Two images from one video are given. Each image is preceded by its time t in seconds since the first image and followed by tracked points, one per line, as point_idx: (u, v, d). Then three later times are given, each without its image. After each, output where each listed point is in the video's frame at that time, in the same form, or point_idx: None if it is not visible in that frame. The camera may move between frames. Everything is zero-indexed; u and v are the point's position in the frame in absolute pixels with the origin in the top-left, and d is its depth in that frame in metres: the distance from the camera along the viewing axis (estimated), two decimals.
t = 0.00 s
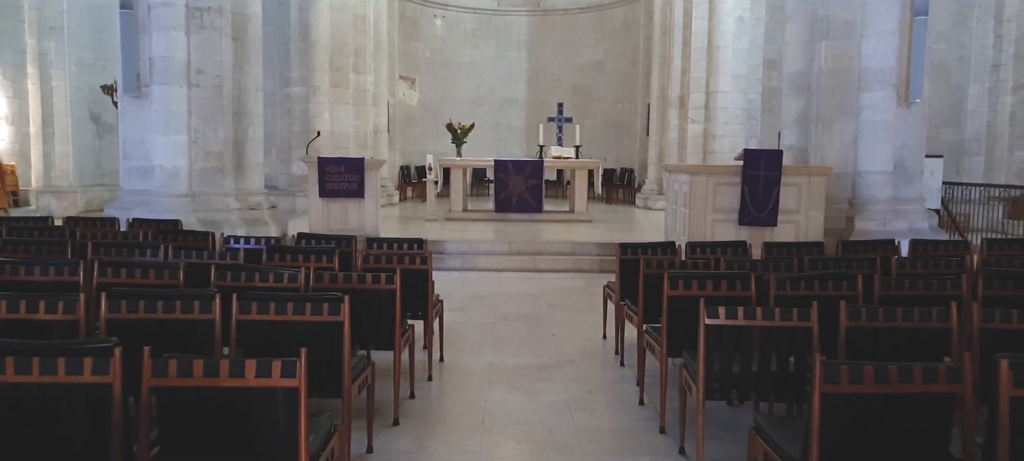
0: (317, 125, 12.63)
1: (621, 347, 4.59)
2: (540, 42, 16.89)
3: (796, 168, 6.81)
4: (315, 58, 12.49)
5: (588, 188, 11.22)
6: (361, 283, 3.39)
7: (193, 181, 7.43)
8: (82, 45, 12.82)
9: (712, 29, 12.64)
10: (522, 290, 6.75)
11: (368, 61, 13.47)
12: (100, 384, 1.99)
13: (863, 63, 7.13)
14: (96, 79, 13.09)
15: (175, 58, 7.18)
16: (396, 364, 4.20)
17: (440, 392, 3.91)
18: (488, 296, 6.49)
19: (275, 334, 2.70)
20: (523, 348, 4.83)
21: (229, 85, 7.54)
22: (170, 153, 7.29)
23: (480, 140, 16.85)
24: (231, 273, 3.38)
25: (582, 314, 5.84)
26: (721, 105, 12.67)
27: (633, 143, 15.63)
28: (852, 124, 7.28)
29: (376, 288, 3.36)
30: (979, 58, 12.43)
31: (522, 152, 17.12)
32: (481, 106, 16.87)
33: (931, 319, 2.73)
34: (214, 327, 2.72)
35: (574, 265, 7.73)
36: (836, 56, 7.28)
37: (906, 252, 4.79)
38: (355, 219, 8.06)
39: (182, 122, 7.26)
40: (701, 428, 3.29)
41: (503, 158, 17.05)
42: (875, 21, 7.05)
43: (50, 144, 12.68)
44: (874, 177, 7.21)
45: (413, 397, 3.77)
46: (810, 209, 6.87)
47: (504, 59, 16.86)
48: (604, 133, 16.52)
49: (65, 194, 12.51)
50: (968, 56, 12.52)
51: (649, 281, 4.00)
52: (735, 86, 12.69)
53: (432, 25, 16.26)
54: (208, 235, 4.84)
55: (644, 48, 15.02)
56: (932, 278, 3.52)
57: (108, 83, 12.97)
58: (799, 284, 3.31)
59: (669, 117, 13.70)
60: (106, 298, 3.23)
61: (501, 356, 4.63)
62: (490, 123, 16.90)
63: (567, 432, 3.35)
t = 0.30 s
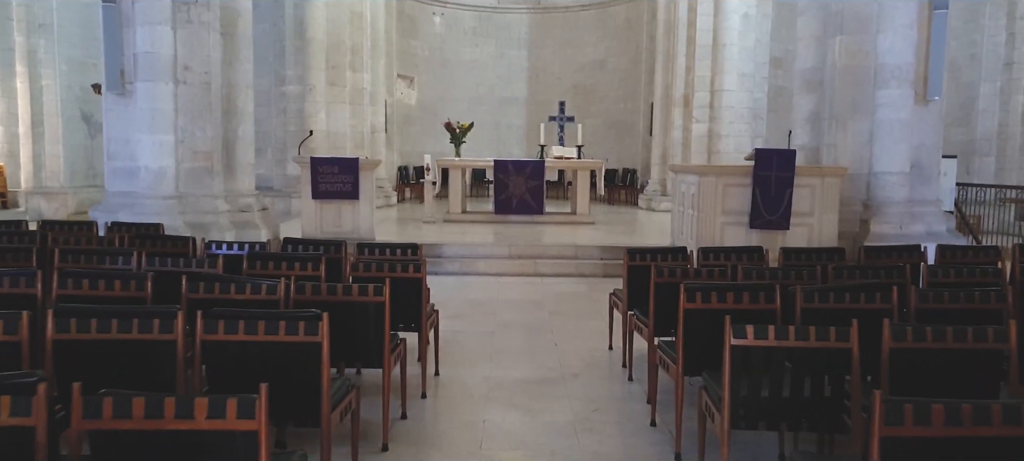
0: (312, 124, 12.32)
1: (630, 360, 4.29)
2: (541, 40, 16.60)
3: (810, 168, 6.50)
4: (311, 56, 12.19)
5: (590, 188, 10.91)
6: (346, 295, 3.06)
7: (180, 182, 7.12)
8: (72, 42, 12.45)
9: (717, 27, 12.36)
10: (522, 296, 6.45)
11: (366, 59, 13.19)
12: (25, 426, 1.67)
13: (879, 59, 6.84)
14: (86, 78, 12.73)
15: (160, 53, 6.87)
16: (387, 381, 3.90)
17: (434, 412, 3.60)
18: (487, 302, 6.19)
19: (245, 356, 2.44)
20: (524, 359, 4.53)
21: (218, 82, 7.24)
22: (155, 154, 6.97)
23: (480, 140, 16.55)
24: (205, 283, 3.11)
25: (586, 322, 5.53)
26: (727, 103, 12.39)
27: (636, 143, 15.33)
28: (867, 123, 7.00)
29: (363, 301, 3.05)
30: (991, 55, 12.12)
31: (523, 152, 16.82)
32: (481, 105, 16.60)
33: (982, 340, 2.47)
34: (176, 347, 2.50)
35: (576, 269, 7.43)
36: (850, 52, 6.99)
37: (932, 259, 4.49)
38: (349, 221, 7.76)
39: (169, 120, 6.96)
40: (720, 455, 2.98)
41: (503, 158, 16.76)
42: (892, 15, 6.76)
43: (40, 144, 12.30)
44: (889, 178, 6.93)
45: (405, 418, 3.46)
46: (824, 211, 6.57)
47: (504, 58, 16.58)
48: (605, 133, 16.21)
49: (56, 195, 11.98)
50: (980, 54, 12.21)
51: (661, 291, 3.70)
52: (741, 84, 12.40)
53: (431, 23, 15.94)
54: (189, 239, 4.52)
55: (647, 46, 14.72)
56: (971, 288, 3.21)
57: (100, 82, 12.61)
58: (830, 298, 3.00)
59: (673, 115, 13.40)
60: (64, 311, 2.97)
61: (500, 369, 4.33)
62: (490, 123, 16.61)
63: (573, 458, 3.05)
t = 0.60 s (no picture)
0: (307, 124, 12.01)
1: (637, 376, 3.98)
2: (542, 38, 16.30)
3: (822, 168, 6.20)
4: (306, 54, 11.89)
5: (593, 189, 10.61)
6: (324, 313, 2.79)
7: (165, 184, 6.81)
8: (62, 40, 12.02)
9: (723, 23, 12.07)
10: (523, 303, 6.14)
11: (363, 57, 12.91)
12: None
13: (896, 54, 6.55)
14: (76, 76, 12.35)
15: (143, 49, 6.57)
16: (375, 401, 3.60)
17: (426, 436, 3.29)
18: (485, 309, 5.88)
19: (201, 392, 2.08)
20: (524, 374, 4.23)
21: (204, 80, 6.98)
22: (138, 154, 6.65)
23: (480, 140, 16.27)
24: (168, 300, 2.78)
25: (589, 331, 5.23)
26: (733, 102, 12.11)
27: (638, 142, 15.04)
28: (883, 122, 6.71)
29: (344, 320, 2.77)
30: (1004, 53, 11.81)
31: (524, 152, 16.54)
32: (480, 104, 16.32)
33: None
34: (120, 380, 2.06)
35: (579, 273, 7.13)
36: (865, 47, 6.69)
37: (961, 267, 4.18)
38: (342, 223, 7.46)
39: (153, 120, 6.66)
40: None
41: (503, 158, 16.49)
42: (909, 8, 6.47)
43: (29, 144, 11.86)
44: (907, 179, 6.63)
45: (393, 444, 3.16)
46: (839, 214, 6.26)
47: (504, 56, 16.29)
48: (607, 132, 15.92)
49: (46, 196, 11.73)
50: (992, 51, 11.93)
51: (671, 304, 3.40)
52: (747, 83, 12.14)
53: (430, 20, 15.63)
54: (164, 246, 4.20)
55: (650, 44, 14.43)
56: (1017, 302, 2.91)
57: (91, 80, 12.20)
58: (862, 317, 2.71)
59: (677, 114, 13.11)
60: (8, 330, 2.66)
61: (499, 385, 4.03)
62: (490, 122, 16.32)
63: None
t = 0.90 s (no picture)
0: (302, 123, 11.69)
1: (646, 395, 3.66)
2: (542, 36, 15.99)
3: (836, 168, 5.91)
4: (301, 52, 11.58)
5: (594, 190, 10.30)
6: (299, 332, 2.49)
7: (147, 186, 6.50)
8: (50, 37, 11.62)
9: (728, 20, 11.77)
10: (521, 311, 5.83)
11: (359, 55, 12.61)
12: None
13: (914, 50, 6.25)
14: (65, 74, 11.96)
15: (124, 45, 6.26)
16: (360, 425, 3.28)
17: None
18: (482, 319, 5.57)
19: (142, 434, 1.75)
20: (523, 392, 3.91)
21: (188, 76, 6.67)
22: (119, 155, 6.34)
23: (478, 140, 15.95)
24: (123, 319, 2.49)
25: (592, 343, 4.92)
26: (738, 101, 11.81)
27: (641, 143, 14.74)
28: (900, 121, 6.43)
29: (321, 341, 2.47)
30: (1017, 51, 11.50)
31: (524, 152, 16.23)
32: (480, 104, 16.00)
33: None
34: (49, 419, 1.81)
35: (580, 279, 6.82)
36: (882, 42, 6.39)
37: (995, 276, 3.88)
38: (334, 226, 7.16)
39: (134, 118, 6.34)
40: None
41: (503, 158, 16.18)
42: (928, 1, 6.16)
43: (17, 144, 11.44)
44: (925, 181, 6.30)
45: None
46: (855, 217, 5.96)
47: (504, 54, 15.98)
48: (608, 132, 15.61)
49: (34, 198, 11.40)
50: (1004, 49, 11.61)
51: (684, 319, 3.10)
52: (752, 81, 11.82)
53: (428, 18, 15.32)
54: (134, 253, 3.91)
55: (652, 42, 14.12)
56: None
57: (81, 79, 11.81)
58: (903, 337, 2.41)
59: (680, 114, 12.80)
60: None
61: (495, 404, 3.71)
62: (489, 122, 16.01)
63: None
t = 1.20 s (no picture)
0: (296, 122, 11.37)
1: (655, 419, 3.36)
2: (543, 33, 15.68)
3: (853, 169, 5.60)
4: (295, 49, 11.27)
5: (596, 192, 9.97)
6: (262, 362, 2.12)
7: (128, 188, 6.19)
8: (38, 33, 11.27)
9: (733, 16, 11.43)
10: (520, 321, 5.52)
11: (354, 52, 12.28)
12: None
13: (934, 45, 5.89)
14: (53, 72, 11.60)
15: (103, 40, 5.94)
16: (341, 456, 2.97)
17: None
18: (479, 329, 5.27)
19: None
20: (521, 414, 3.61)
21: (171, 73, 6.33)
22: (97, 155, 6.01)
23: (478, 139, 15.64)
24: (61, 347, 2.16)
25: (596, 358, 4.61)
26: (744, 99, 11.47)
27: (643, 142, 14.43)
28: (919, 119, 6.11)
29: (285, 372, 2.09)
30: None
31: (524, 152, 15.92)
32: (479, 102, 15.67)
33: None
34: None
35: (582, 285, 6.51)
36: (898, 37, 6.08)
37: None
38: (324, 230, 6.86)
39: (113, 117, 6.02)
40: None
41: (502, 158, 15.87)
42: None
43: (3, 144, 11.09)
44: (945, 182, 5.99)
45: None
46: (872, 221, 5.64)
47: (504, 52, 15.66)
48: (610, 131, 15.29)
49: (21, 199, 10.87)
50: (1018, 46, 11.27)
51: (698, 340, 2.85)
52: (758, 79, 11.45)
53: (426, 15, 15.01)
54: (99, 264, 3.62)
55: (655, 39, 13.81)
56: None
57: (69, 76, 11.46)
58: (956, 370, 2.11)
59: (684, 112, 12.48)
60: None
61: (490, 430, 3.41)
62: (489, 121, 15.69)
63: None
